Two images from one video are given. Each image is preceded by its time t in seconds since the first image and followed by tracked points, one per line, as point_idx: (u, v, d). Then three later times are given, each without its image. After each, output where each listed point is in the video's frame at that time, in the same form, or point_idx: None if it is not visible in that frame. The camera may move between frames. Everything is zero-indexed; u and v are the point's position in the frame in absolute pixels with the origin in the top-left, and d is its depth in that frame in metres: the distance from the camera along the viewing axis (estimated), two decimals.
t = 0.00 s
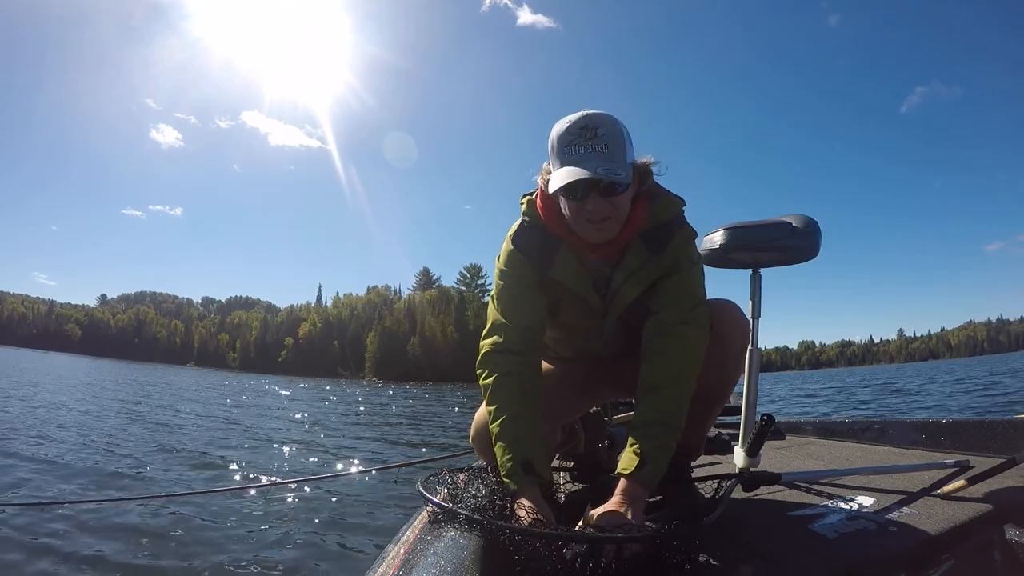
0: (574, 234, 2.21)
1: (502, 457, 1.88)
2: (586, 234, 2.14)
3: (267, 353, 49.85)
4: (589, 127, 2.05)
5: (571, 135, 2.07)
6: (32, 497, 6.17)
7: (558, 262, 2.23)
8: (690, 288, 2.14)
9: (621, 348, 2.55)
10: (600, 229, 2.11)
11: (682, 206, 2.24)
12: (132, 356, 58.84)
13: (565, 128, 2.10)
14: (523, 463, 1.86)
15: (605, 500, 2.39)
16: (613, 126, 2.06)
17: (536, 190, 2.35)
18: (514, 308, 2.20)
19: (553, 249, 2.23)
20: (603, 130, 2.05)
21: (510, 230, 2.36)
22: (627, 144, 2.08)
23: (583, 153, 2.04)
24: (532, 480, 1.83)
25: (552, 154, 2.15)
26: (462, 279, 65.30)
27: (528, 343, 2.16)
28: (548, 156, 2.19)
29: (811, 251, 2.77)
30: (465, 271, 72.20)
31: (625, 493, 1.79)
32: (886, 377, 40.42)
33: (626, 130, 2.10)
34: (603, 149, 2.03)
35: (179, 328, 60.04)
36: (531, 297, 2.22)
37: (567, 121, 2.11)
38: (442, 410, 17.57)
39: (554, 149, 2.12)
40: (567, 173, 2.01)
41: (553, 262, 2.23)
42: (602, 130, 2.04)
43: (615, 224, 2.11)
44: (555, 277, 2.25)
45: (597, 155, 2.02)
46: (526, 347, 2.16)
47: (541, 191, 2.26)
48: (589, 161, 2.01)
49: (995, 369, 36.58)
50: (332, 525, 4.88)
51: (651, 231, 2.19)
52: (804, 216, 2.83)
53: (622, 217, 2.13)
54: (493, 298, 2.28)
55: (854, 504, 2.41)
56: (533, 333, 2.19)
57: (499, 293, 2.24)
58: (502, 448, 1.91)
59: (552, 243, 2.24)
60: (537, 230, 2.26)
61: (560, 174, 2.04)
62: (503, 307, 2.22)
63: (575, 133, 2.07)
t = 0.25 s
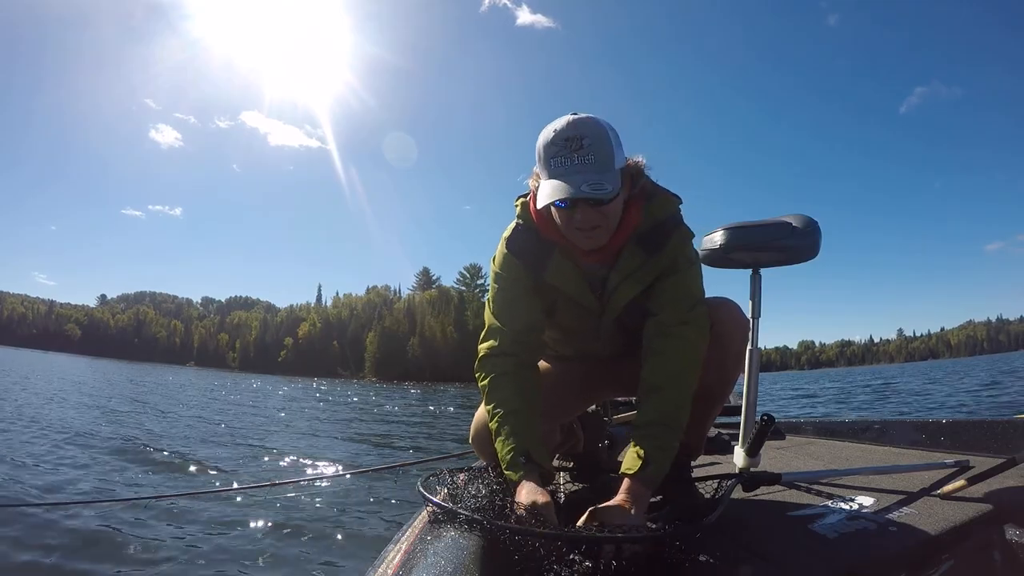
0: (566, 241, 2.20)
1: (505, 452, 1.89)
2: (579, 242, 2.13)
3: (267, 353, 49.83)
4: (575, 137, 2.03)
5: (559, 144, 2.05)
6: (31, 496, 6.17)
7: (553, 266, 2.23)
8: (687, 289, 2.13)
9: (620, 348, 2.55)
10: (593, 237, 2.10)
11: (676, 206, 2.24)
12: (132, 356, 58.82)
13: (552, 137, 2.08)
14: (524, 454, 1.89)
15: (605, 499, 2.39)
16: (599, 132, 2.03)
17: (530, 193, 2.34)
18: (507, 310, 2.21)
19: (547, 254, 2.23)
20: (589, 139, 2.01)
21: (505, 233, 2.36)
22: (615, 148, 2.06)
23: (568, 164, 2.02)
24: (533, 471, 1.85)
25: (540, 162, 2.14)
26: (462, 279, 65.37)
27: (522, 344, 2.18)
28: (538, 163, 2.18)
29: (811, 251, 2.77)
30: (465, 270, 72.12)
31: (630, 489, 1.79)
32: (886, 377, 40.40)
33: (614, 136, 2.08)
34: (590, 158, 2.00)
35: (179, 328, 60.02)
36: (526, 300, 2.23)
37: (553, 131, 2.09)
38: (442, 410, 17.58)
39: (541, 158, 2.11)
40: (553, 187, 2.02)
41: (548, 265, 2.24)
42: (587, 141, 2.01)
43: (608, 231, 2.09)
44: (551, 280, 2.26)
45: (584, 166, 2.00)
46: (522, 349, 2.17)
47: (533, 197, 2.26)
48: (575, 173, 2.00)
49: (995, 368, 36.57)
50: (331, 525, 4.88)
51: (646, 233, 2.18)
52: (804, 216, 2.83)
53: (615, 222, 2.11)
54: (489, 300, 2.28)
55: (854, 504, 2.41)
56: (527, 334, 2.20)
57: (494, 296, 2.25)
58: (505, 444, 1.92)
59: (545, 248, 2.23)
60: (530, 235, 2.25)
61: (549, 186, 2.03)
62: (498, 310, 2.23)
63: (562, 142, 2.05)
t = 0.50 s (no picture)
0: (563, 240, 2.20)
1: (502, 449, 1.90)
2: (576, 241, 2.13)
3: (267, 353, 49.83)
4: (571, 137, 2.03)
5: (555, 144, 2.05)
6: (30, 497, 6.17)
7: (551, 265, 2.23)
8: (685, 288, 2.13)
9: (620, 348, 2.55)
10: (590, 236, 2.10)
11: (672, 205, 2.24)
12: (131, 356, 58.81)
13: (548, 137, 2.09)
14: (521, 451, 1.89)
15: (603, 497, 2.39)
16: (595, 132, 2.03)
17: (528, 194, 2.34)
18: (506, 311, 2.21)
19: (545, 253, 2.23)
20: (585, 138, 2.02)
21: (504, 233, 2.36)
22: (611, 147, 2.06)
23: (565, 164, 2.02)
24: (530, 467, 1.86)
25: (537, 162, 2.14)
26: (462, 279, 65.34)
27: (520, 344, 2.18)
28: (535, 163, 2.18)
29: (811, 251, 2.77)
30: (466, 271, 71.99)
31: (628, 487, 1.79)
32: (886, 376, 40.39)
33: (610, 135, 2.08)
34: (587, 158, 2.00)
35: (178, 328, 60.03)
36: (525, 300, 2.23)
37: (550, 131, 2.10)
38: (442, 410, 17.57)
39: (539, 158, 2.11)
40: (551, 186, 2.01)
41: (546, 265, 2.24)
42: (584, 140, 2.01)
43: (604, 230, 2.09)
44: (549, 280, 2.26)
45: (580, 165, 2.00)
46: (520, 349, 2.18)
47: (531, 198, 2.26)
48: (573, 172, 2.00)
49: (995, 368, 36.55)
50: (331, 525, 4.88)
51: (643, 232, 2.18)
52: (804, 216, 2.83)
53: (612, 221, 2.11)
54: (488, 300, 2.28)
55: (854, 504, 2.41)
56: (526, 335, 2.20)
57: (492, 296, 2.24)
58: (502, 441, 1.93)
59: (543, 248, 2.23)
60: (528, 235, 2.26)
61: (546, 185, 2.03)
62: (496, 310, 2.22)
63: (558, 141, 2.05)
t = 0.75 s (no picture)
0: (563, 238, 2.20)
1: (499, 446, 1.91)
2: (575, 240, 2.13)
3: (267, 353, 49.81)
4: (572, 136, 2.03)
5: (556, 142, 2.05)
6: (29, 497, 6.16)
7: (551, 264, 2.23)
8: (684, 287, 2.13)
9: (619, 347, 2.55)
10: (589, 234, 2.10)
11: (671, 205, 2.24)
12: (131, 356, 58.77)
13: (549, 136, 2.09)
14: (518, 447, 1.90)
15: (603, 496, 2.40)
16: (596, 130, 2.03)
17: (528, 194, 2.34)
18: (505, 309, 2.20)
19: (544, 252, 2.23)
20: (586, 137, 2.02)
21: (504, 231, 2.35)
22: (611, 146, 2.06)
23: (567, 161, 2.02)
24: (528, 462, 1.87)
25: (537, 160, 2.14)
26: (462, 279, 65.34)
27: (518, 341, 2.18)
28: (535, 161, 2.18)
29: (811, 251, 2.77)
30: (466, 271, 72.02)
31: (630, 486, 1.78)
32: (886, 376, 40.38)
33: (611, 135, 2.08)
34: (587, 156, 2.00)
35: (178, 328, 60.01)
36: (525, 299, 2.23)
37: (550, 130, 2.10)
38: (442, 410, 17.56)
39: (540, 157, 2.11)
40: (551, 183, 2.01)
41: (545, 264, 2.24)
42: (585, 138, 2.01)
43: (604, 228, 2.09)
44: (548, 278, 2.26)
45: (581, 164, 2.00)
46: (520, 347, 2.18)
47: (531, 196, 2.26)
48: (574, 170, 2.00)
49: (995, 368, 36.56)
50: (331, 525, 4.87)
51: (641, 231, 2.18)
52: (804, 216, 2.83)
53: (611, 219, 2.11)
54: (487, 297, 2.28)
55: (854, 504, 2.41)
56: (524, 333, 2.21)
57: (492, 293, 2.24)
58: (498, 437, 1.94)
59: (543, 247, 2.23)
60: (528, 233, 2.25)
61: (546, 183, 2.03)
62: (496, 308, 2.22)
63: (560, 140, 2.05)
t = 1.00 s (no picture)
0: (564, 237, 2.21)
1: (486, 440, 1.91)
2: (576, 239, 2.14)
3: (267, 353, 49.77)
4: (576, 136, 2.03)
5: (558, 141, 2.05)
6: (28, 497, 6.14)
7: (550, 263, 2.23)
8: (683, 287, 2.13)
9: (619, 347, 2.55)
10: (590, 233, 2.10)
11: (670, 205, 2.24)
12: (131, 356, 58.73)
13: (552, 136, 2.08)
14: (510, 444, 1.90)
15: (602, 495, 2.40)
16: (600, 131, 2.03)
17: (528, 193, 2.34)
18: (503, 307, 2.20)
19: (544, 251, 2.23)
20: (590, 137, 2.02)
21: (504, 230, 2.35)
22: (614, 147, 2.06)
23: (570, 161, 2.02)
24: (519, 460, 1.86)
25: (540, 159, 2.14)
26: (462, 279, 65.47)
27: (515, 339, 2.18)
28: (538, 161, 2.18)
29: (811, 251, 2.77)
30: (466, 271, 72.05)
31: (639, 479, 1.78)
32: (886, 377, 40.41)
33: (615, 137, 2.08)
34: (591, 157, 2.00)
35: (178, 327, 59.98)
36: (523, 297, 2.22)
37: (554, 130, 2.09)
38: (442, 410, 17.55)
39: (542, 156, 2.11)
40: (554, 182, 2.01)
41: (545, 262, 2.24)
42: (589, 139, 2.02)
43: (605, 228, 2.10)
44: (547, 277, 2.26)
45: (584, 164, 2.00)
46: (516, 345, 2.18)
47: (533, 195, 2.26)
48: (577, 171, 2.00)
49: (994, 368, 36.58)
50: (330, 525, 4.86)
51: (641, 230, 2.18)
52: (804, 216, 2.83)
53: (612, 219, 2.11)
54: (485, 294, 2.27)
55: (854, 504, 2.41)
56: (522, 331, 2.21)
57: (491, 291, 2.23)
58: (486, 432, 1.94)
59: (543, 246, 2.24)
60: (528, 232, 2.25)
61: (548, 183, 2.03)
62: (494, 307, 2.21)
63: (563, 140, 2.05)
